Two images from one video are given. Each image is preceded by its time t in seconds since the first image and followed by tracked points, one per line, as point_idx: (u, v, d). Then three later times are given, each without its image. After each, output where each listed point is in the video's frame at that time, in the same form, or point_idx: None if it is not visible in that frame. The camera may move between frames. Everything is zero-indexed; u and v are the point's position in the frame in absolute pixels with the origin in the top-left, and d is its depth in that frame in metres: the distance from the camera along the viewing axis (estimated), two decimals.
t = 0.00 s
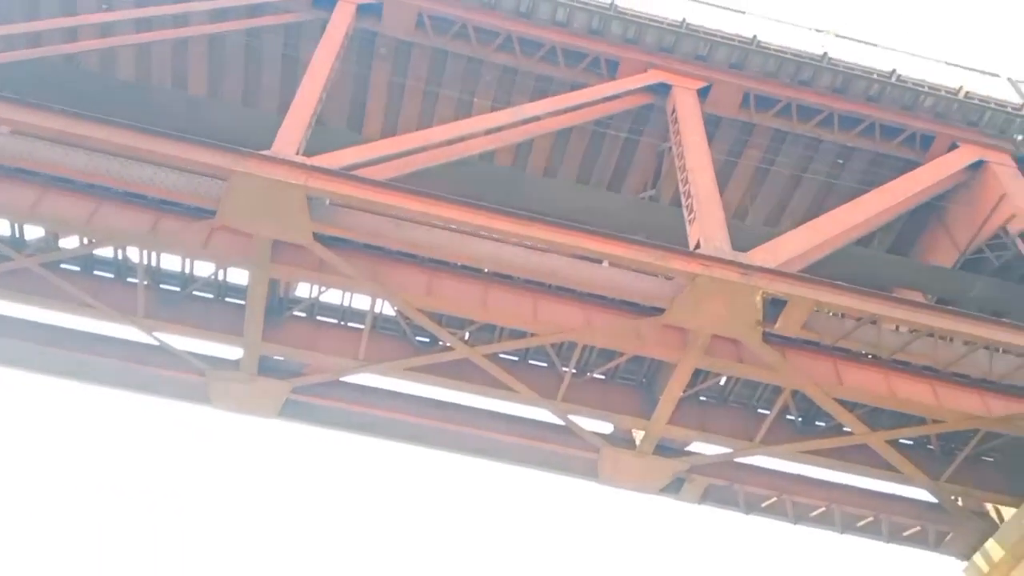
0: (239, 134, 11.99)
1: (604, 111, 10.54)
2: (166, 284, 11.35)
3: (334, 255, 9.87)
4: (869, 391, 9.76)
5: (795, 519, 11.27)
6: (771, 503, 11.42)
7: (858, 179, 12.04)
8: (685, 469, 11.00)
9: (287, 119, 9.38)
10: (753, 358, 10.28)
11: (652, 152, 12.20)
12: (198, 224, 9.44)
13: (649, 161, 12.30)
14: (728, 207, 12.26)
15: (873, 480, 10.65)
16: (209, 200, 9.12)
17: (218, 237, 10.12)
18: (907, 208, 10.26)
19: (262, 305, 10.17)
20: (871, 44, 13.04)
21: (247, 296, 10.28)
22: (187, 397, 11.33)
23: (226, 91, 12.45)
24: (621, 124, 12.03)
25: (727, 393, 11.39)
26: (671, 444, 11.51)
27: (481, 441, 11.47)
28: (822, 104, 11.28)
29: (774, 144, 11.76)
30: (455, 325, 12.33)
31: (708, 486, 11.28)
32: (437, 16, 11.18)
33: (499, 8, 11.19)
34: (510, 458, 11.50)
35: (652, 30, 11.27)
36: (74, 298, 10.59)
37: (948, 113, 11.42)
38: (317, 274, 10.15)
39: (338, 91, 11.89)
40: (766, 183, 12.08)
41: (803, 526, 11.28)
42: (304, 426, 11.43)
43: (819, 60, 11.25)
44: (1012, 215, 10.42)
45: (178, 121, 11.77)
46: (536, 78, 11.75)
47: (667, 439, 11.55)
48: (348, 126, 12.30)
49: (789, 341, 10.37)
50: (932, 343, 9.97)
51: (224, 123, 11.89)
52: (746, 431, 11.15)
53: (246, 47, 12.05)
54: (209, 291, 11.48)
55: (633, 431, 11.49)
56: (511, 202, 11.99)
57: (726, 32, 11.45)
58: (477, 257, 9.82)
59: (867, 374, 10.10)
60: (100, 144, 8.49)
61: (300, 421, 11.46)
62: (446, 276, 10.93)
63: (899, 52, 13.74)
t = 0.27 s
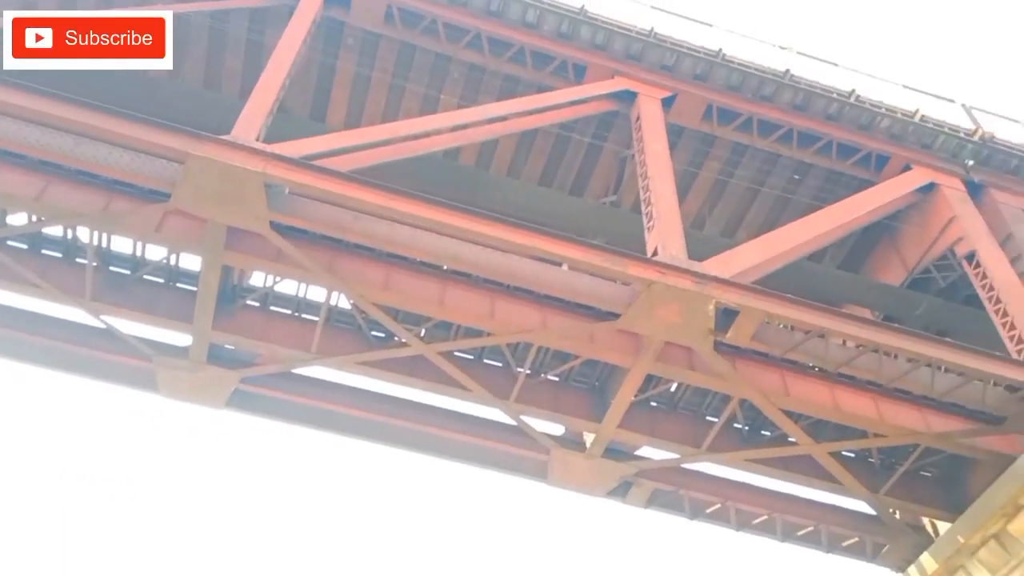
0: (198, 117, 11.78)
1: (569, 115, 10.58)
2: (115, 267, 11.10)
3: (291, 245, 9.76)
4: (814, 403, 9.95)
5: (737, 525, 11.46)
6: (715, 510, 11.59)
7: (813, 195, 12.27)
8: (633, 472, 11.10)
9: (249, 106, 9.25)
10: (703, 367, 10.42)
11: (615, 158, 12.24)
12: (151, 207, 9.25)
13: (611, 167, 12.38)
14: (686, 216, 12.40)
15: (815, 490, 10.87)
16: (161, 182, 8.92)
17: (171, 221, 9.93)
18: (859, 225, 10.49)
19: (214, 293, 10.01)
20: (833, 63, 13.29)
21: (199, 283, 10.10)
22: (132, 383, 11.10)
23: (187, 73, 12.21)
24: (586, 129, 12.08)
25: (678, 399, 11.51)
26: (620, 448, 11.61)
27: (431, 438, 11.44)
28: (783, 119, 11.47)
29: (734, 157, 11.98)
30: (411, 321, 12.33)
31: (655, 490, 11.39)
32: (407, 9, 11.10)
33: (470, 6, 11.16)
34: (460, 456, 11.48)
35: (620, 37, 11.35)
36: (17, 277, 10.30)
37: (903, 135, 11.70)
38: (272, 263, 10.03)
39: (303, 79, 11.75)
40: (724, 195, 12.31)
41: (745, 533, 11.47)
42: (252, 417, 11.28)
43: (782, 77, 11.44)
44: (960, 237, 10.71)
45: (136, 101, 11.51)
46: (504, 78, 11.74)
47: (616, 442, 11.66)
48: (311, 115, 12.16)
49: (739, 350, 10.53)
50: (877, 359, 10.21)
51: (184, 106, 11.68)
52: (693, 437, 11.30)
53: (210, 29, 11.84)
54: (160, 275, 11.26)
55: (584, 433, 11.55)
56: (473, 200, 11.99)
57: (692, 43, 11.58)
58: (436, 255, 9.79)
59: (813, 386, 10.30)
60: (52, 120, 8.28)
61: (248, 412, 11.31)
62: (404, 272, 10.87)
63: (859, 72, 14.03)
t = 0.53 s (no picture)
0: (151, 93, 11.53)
1: (528, 117, 10.60)
2: (55, 241, 10.81)
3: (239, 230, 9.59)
4: (751, 416, 10.13)
5: (669, 533, 11.62)
6: (649, 516, 11.74)
7: (762, 213, 12.51)
8: (571, 475, 11.14)
9: (203, 85, 9.09)
10: (646, 375, 10.51)
11: (571, 164, 12.35)
12: (95, 182, 9.02)
13: (567, 172, 12.45)
14: (638, 225, 12.53)
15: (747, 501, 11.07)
16: (108, 157, 8.68)
17: (117, 198, 9.70)
18: (804, 244, 10.71)
19: (156, 274, 9.79)
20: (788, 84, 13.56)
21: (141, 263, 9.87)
22: (67, 361, 10.81)
23: (141, 48, 11.94)
24: (544, 132, 12.13)
25: (620, 405, 11.59)
26: (560, 451, 11.68)
27: (371, 432, 11.36)
28: (737, 136, 11.66)
29: (686, 171, 12.09)
30: (359, 314, 12.25)
31: (591, 494, 11.46)
32: None
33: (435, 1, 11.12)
34: (399, 452, 11.41)
35: (583, 43, 11.43)
36: None
37: (852, 159, 12.01)
38: (218, 247, 9.86)
39: (261, 63, 11.57)
40: (676, 207, 12.43)
41: (676, 540, 11.64)
42: (189, 402, 11.07)
43: (738, 94, 11.65)
44: (899, 262, 11.01)
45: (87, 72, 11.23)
46: (465, 76, 11.72)
47: (556, 445, 11.72)
48: (267, 99, 11.99)
49: (681, 360, 10.68)
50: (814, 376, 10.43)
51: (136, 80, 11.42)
52: (633, 443, 11.41)
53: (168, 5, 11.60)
54: (101, 252, 11.01)
55: (525, 435, 11.56)
56: (427, 196, 11.95)
57: (654, 55, 11.72)
58: (386, 248, 9.74)
59: (752, 400, 10.48)
60: None
61: (185, 396, 11.10)
62: (354, 263, 10.75)
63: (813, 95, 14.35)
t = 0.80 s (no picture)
0: (102, 62, 11.25)
1: (487, 114, 10.56)
2: None
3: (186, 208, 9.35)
4: (689, 424, 10.25)
5: (602, 536, 11.72)
6: (583, 518, 11.82)
7: (712, 225, 12.66)
8: (509, 474, 11.17)
9: (156, 58, 8.87)
10: (589, 378, 10.54)
11: (527, 164, 12.36)
12: (37, 149, 8.73)
13: (523, 172, 12.46)
14: (590, 230, 12.59)
15: (681, 509, 11.18)
16: (53, 125, 8.40)
17: (59, 166, 9.40)
18: (751, 259, 10.86)
19: (97, 248, 9.52)
20: (746, 99, 13.75)
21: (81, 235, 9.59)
22: None
23: (95, 15, 11.61)
24: (503, 130, 12.11)
25: (561, 407, 11.73)
26: (499, 450, 11.68)
27: (309, 422, 11.22)
28: (693, 147, 11.79)
29: (641, 178, 12.18)
30: (303, 301, 12.16)
31: (528, 494, 11.49)
32: None
33: None
34: (336, 442, 11.29)
35: (546, 44, 11.45)
36: None
37: (803, 177, 12.23)
38: (163, 225, 9.63)
39: (219, 40, 11.34)
40: (628, 214, 12.51)
41: (609, 544, 11.73)
42: (124, 380, 10.81)
43: (696, 106, 11.77)
44: (842, 281, 11.24)
45: (36, 35, 10.89)
46: (427, 68, 11.64)
47: (496, 443, 11.72)
48: (223, 78, 11.76)
49: (624, 365, 10.75)
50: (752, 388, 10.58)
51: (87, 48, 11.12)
52: (571, 446, 11.48)
53: None
54: (41, 223, 10.70)
55: (466, 432, 11.53)
56: (380, 186, 11.86)
57: (616, 61, 11.79)
58: (335, 236, 9.59)
59: (691, 408, 10.57)
60: None
61: (120, 375, 10.83)
62: (302, 249, 10.55)
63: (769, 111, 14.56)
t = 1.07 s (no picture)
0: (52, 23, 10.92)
1: (446, 105, 10.51)
2: None
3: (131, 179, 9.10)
4: (627, 426, 10.34)
5: (535, 532, 11.77)
6: (517, 514, 11.87)
7: (662, 230, 12.82)
8: (446, 467, 11.18)
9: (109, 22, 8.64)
10: (532, 375, 10.57)
11: (484, 157, 12.39)
12: None
13: (479, 165, 12.47)
14: (542, 228, 12.64)
15: (613, 509, 11.31)
16: None
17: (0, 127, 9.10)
18: (697, 266, 11.01)
19: (37, 213, 9.24)
20: (703, 109, 13.94)
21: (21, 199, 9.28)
22: None
23: None
24: (462, 122, 12.11)
25: (502, 402, 11.84)
26: (438, 442, 11.68)
27: (246, 403, 11.06)
28: (648, 153, 11.93)
29: (595, 180, 12.27)
30: (247, 281, 12.00)
31: (463, 488, 11.50)
32: None
33: None
34: (273, 426, 11.16)
35: (510, 39, 11.46)
36: None
37: (753, 190, 12.46)
38: (106, 193, 9.39)
39: (176, 9, 11.11)
40: (581, 214, 12.60)
41: (541, 541, 11.79)
42: (57, 351, 10.51)
43: (653, 113, 11.93)
44: (784, 293, 11.47)
45: None
46: (389, 55, 11.56)
47: (435, 435, 11.71)
48: (179, 48, 11.52)
49: (567, 364, 10.82)
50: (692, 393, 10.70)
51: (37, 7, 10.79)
52: (510, 441, 11.54)
53: None
54: None
55: (406, 422, 11.49)
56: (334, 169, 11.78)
57: (578, 61, 11.86)
58: (284, 217, 9.41)
59: (631, 410, 10.66)
60: None
61: (53, 345, 10.53)
62: (249, 228, 10.27)
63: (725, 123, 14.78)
